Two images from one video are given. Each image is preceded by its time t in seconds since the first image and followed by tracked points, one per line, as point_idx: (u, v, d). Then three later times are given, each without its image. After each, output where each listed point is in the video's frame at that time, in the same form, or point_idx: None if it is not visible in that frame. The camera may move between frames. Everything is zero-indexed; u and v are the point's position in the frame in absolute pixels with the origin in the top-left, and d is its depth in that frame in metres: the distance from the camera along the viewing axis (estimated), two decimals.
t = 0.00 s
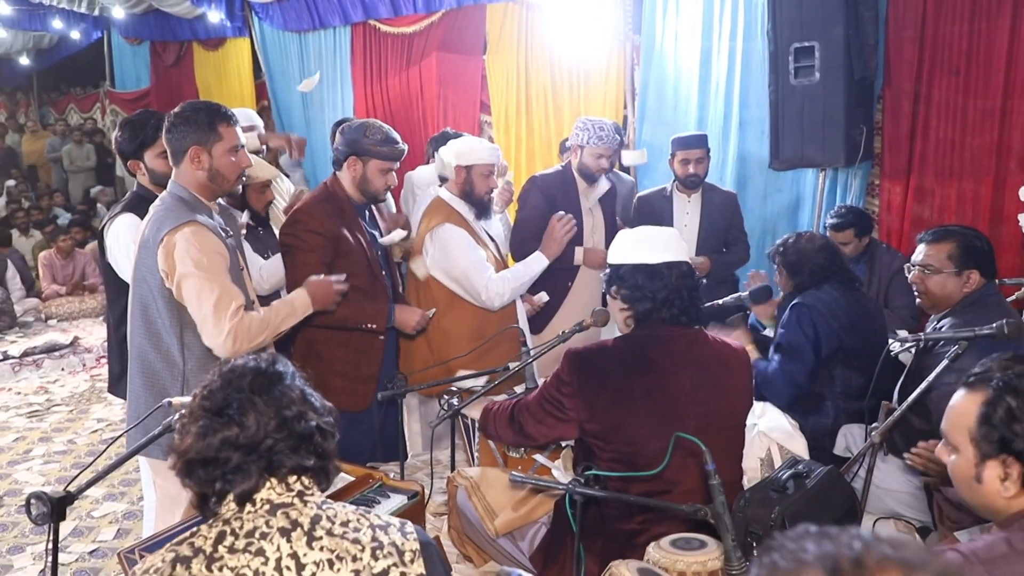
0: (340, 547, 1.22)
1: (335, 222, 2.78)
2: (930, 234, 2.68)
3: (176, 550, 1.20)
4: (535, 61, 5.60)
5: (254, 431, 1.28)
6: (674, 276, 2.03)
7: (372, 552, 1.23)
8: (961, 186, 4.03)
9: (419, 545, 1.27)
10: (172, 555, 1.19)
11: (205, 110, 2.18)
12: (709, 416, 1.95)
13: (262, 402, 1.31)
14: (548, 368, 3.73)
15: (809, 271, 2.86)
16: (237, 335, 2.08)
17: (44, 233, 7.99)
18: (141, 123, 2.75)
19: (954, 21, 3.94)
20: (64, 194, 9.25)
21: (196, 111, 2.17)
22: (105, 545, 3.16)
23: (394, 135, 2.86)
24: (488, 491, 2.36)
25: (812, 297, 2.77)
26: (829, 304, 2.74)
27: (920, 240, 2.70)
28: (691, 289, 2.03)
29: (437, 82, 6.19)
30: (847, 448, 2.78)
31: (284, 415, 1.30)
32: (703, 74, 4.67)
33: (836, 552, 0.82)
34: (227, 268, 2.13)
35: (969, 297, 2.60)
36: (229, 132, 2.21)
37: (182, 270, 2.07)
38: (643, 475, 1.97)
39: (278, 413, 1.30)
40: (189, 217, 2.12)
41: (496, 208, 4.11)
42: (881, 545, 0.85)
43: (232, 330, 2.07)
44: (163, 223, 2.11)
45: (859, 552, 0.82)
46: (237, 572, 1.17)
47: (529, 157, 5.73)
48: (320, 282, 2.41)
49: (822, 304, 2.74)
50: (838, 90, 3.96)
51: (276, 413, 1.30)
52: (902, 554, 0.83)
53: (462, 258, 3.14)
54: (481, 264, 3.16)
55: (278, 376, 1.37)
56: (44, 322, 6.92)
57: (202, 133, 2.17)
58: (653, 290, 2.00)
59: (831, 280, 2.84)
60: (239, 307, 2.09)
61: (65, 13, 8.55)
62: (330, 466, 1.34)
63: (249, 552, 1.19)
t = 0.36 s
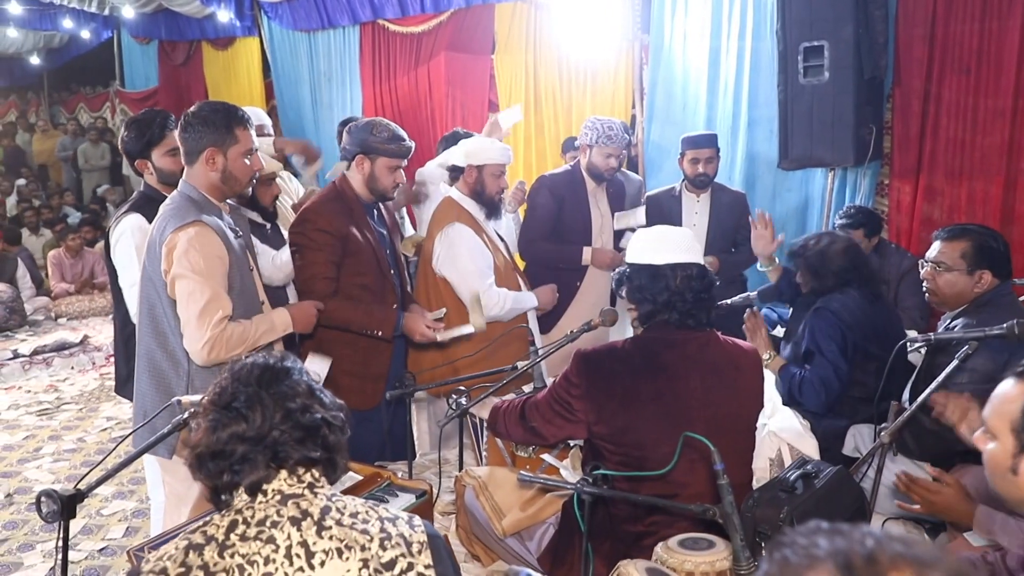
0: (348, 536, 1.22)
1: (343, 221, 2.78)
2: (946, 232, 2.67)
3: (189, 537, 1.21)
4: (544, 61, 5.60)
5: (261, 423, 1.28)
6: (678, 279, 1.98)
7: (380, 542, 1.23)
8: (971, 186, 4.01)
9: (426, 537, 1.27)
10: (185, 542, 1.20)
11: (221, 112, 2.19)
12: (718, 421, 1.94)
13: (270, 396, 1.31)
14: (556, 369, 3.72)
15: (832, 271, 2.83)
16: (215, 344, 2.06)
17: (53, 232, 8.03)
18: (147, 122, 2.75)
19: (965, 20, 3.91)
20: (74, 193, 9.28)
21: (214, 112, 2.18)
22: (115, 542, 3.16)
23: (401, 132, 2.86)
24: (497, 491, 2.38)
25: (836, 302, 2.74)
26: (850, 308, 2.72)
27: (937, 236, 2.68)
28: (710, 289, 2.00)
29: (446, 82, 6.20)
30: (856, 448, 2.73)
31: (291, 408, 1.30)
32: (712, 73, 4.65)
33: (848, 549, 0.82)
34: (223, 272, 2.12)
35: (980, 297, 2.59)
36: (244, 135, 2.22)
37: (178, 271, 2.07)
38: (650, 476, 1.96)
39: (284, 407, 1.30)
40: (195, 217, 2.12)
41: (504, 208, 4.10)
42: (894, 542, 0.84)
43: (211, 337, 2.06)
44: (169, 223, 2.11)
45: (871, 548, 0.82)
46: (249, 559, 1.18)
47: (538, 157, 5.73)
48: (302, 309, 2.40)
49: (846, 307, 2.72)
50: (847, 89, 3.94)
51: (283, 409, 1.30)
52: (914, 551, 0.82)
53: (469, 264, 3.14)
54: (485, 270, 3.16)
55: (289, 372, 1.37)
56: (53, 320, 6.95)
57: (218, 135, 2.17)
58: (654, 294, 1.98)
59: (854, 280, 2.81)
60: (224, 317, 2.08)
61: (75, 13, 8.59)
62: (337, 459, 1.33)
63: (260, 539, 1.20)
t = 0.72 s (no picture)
0: (354, 530, 1.22)
1: (347, 221, 2.78)
2: (953, 230, 2.66)
3: (198, 530, 1.22)
4: (548, 61, 5.59)
5: (270, 418, 1.28)
6: (674, 277, 1.98)
7: (386, 537, 1.22)
8: (975, 186, 4.00)
9: (431, 533, 1.27)
10: (194, 534, 1.21)
11: (224, 113, 2.18)
12: (719, 423, 1.94)
13: (281, 392, 1.31)
14: (559, 369, 3.72)
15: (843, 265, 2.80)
16: (272, 326, 2.10)
17: (58, 232, 8.04)
18: (141, 122, 2.75)
19: (969, 20, 3.91)
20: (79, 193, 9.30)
21: (218, 113, 2.17)
22: (119, 542, 3.17)
23: (403, 131, 2.86)
24: (500, 491, 2.36)
25: (852, 307, 2.75)
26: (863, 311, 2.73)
27: (944, 234, 2.67)
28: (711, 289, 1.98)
29: (450, 81, 6.20)
30: (860, 448, 2.74)
31: (299, 404, 1.30)
32: (716, 73, 4.65)
33: (839, 548, 0.82)
34: (244, 264, 2.14)
35: (985, 297, 2.58)
36: (247, 137, 2.22)
37: (202, 270, 2.07)
38: (653, 476, 1.96)
39: (293, 403, 1.30)
40: (203, 218, 2.13)
41: (509, 208, 4.10)
42: (883, 541, 0.84)
43: (266, 321, 2.09)
44: (177, 223, 2.12)
45: (861, 546, 0.82)
46: (256, 551, 1.19)
47: (542, 157, 5.74)
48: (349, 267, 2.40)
49: (858, 309, 2.74)
50: (852, 89, 3.94)
51: (293, 407, 1.30)
52: (903, 548, 0.82)
53: (472, 264, 3.14)
54: (487, 271, 3.16)
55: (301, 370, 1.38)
56: (58, 320, 6.95)
57: (220, 136, 2.17)
58: (650, 296, 1.98)
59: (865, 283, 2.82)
60: (268, 296, 2.12)
61: (80, 13, 8.60)
62: (345, 456, 1.32)
63: (268, 532, 1.20)
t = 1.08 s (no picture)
0: (357, 525, 1.21)
1: (346, 222, 2.78)
2: (953, 230, 2.65)
3: (204, 523, 1.22)
4: (548, 62, 5.60)
5: (278, 415, 1.28)
6: (658, 276, 2.01)
7: (388, 532, 1.22)
8: (976, 186, 4.00)
9: (433, 530, 1.26)
10: (200, 527, 1.21)
11: (227, 114, 2.18)
12: (716, 420, 1.93)
13: (293, 390, 1.31)
14: (559, 369, 3.72)
15: (833, 270, 2.81)
16: (270, 332, 2.12)
17: (58, 233, 8.05)
18: (126, 123, 2.73)
19: (969, 21, 3.90)
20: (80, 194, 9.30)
21: (220, 115, 2.17)
22: (120, 543, 3.17)
23: (403, 132, 2.86)
24: (501, 491, 2.35)
25: (838, 305, 2.74)
26: (855, 308, 2.71)
27: (943, 234, 2.67)
28: (698, 285, 2.00)
29: (450, 82, 6.20)
30: (861, 448, 2.75)
31: (307, 402, 1.31)
32: (716, 73, 4.65)
33: (834, 548, 0.82)
34: (248, 268, 2.15)
35: (985, 297, 2.58)
36: (250, 139, 2.22)
37: (206, 272, 2.07)
38: (654, 476, 1.96)
39: (303, 402, 1.30)
40: (208, 219, 2.13)
41: (509, 208, 4.11)
42: (878, 542, 0.84)
43: (265, 327, 2.11)
44: (182, 224, 2.12)
45: (855, 547, 0.82)
46: (260, 543, 1.18)
47: (543, 157, 5.74)
48: (352, 272, 2.46)
49: (846, 307, 2.72)
50: (852, 89, 3.94)
51: (303, 406, 1.30)
52: (898, 549, 0.82)
53: (471, 264, 3.13)
54: (487, 271, 3.15)
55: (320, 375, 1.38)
56: (58, 321, 6.95)
57: (223, 138, 2.17)
58: (636, 296, 2.01)
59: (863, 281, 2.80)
60: (268, 302, 2.13)
61: (81, 14, 8.60)
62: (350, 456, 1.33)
63: (272, 525, 1.20)
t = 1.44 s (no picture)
0: (360, 530, 1.21)
1: (344, 223, 2.78)
2: (950, 230, 2.66)
3: (206, 526, 1.21)
4: (546, 62, 5.59)
5: (279, 415, 1.29)
6: (644, 278, 2.01)
7: (391, 537, 1.21)
8: (973, 186, 4.00)
9: (436, 535, 1.26)
10: (201, 530, 1.20)
11: (235, 118, 2.18)
12: (712, 418, 1.93)
13: (296, 391, 1.32)
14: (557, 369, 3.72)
15: (826, 271, 2.79)
16: (226, 348, 2.08)
17: (56, 234, 8.04)
18: (112, 127, 2.74)
19: (966, 21, 3.90)
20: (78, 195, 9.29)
21: (234, 120, 2.17)
22: (117, 545, 3.16)
23: (402, 135, 2.84)
24: (499, 492, 2.36)
25: (829, 304, 2.73)
26: (846, 308, 2.71)
27: (940, 234, 2.67)
28: (686, 286, 2.00)
29: (447, 82, 6.20)
30: (858, 448, 2.75)
31: (309, 403, 1.31)
32: (714, 73, 4.65)
33: (826, 551, 0.82)
34: (229, 278, 2.13)
35: (981, 297, 2.58)
36: (258, 148, 2.23)
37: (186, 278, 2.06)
38: (653, 476, 1.95)
39: (304, 402, 1.31)
40: (200, 222, 2.12)
41: (506, 209, 4.10)
42: (869, 542, 0.84)
43: (223, 342, 2.07)
44: (175, 228, 2.11)
45: (847, 549, 0.81)
46: (263, 547, 1.18)
47: (542, 158, 5.74)
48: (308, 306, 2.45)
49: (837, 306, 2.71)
50: (849, 89, 3.94)
51: (304, 406, 1.30)
52: (889, 549, 0.82)
53: (474, 258, 3.14)
54: (491, 266, 3.15)
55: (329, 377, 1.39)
56: (55, 322, 6.95)
57: (233, 142, 2.17)
58: (623, 298, 2.02)
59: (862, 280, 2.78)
60: (234, 321, 2.10)
61: (77, 14, 8.60)
62: (352, 458, 1.33)
63: (274, 530, 1.19)
